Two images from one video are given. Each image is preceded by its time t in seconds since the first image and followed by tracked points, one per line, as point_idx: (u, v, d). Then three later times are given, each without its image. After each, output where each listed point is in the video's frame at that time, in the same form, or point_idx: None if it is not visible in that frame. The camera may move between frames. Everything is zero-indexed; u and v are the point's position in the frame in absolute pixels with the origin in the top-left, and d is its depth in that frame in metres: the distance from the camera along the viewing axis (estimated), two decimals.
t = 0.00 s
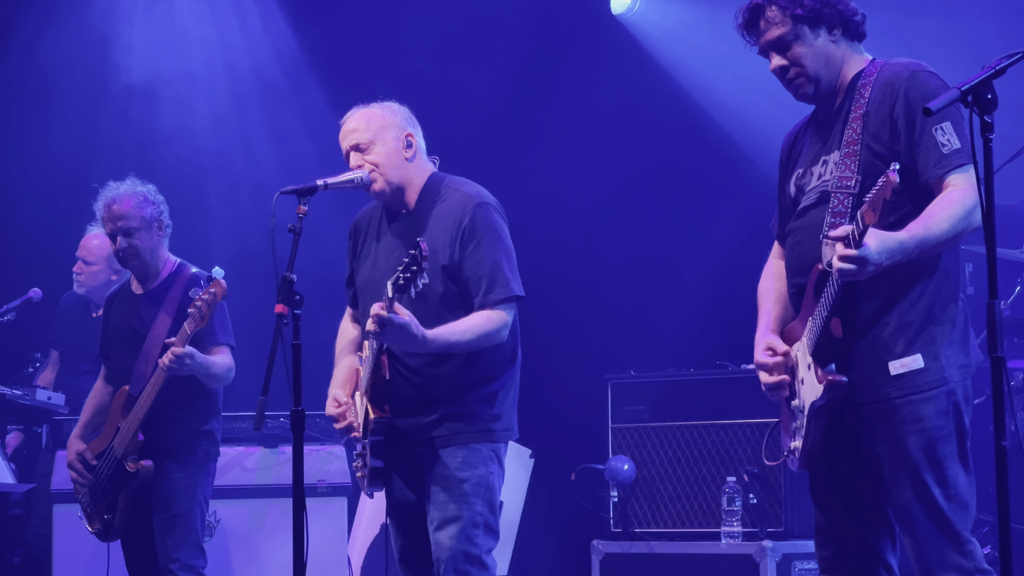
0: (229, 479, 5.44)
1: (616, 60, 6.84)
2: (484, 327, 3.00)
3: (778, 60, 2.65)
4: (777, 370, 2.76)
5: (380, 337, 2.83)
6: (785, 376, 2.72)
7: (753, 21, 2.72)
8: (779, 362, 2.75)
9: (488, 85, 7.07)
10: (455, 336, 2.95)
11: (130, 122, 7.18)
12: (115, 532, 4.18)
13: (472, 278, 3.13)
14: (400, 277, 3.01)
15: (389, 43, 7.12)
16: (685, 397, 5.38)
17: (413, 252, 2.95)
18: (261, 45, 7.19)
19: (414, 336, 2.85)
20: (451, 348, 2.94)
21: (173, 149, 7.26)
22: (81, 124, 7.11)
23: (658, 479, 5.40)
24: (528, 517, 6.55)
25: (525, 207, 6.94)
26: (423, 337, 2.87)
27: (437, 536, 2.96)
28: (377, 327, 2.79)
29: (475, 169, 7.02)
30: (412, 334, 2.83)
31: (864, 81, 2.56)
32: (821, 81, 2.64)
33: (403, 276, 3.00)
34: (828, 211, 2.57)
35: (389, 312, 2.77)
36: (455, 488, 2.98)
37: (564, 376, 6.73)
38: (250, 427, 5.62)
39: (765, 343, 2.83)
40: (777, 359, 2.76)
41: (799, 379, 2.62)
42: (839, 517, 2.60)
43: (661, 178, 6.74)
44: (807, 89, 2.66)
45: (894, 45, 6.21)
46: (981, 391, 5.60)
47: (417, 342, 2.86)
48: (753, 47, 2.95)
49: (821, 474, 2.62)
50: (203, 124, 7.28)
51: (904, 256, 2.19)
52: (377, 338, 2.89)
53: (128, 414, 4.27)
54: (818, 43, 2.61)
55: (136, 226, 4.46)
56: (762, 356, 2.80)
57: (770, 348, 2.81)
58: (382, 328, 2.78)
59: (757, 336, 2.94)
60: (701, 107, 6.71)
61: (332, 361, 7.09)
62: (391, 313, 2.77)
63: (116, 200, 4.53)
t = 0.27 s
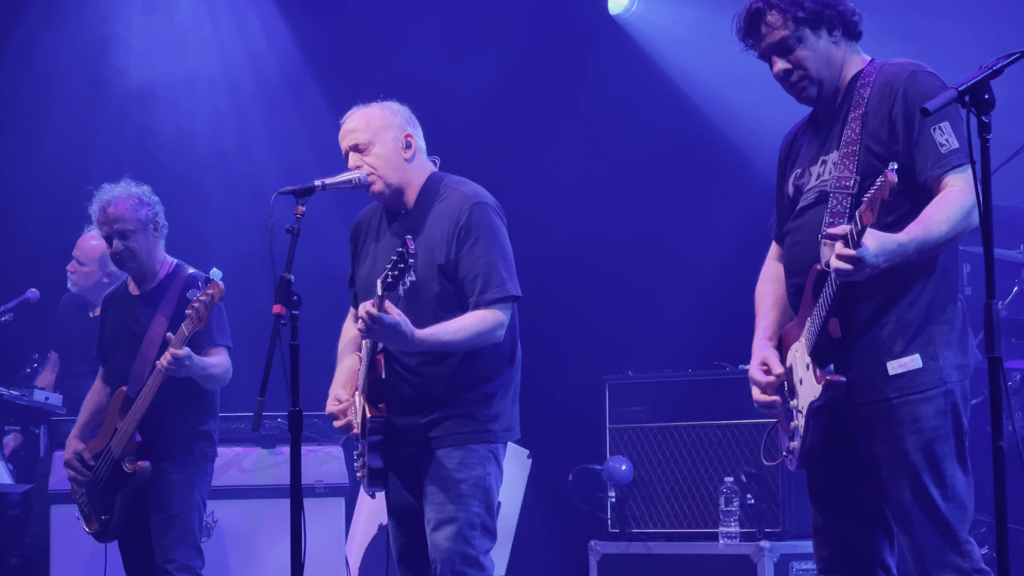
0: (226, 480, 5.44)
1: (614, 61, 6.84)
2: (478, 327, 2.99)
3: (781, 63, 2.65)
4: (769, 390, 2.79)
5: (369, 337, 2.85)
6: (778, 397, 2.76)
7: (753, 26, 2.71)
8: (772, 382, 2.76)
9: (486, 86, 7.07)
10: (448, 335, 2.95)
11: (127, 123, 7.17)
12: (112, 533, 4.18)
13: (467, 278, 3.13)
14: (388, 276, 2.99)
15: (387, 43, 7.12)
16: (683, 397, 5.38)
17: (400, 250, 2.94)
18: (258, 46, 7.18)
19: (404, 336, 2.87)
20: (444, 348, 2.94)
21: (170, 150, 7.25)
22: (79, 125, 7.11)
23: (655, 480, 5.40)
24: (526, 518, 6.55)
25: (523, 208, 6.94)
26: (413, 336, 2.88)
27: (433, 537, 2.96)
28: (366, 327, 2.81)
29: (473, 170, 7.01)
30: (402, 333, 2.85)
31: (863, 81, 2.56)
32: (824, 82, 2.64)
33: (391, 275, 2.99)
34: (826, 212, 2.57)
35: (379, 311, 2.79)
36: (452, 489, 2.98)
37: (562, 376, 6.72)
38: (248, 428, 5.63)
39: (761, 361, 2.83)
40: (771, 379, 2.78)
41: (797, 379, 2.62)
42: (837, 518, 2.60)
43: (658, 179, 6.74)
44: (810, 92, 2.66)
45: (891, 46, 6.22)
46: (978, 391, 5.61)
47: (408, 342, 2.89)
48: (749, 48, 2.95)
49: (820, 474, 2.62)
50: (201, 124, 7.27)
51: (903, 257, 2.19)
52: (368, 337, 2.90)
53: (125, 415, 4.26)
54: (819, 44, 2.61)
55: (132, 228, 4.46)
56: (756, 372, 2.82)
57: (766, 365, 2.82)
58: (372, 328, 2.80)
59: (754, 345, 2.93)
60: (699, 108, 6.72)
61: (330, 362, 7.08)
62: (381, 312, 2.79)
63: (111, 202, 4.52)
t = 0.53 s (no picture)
0: (223, 481, 5.44)
1: (610, 62, 6.85)
2: (475, 329, 2.99)
3: (784, 66, 2.63)
4: (769, 377, 2.79)
5: (367, 340, 2.84)
6: (778, 382, 2.76)
7: (754, 32, 2.69)
8: (771, 368, 2.78)
9: (482, 87, 7.08)
10: (444, 337, 2.95)
11: (124, 124, 7.17)
12: (107, 535, 4.18)
13: (464, 280, 3.13)
14: (384, 279, 3.05)
15: (383, 44, 7.12)
16: (679, 398, 5.39)
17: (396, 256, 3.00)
18: (254, 46, 7.17)
19: (400, 339, 2.86)
20: (440, 350, 2.94)
21: (166, 150, 7.25)
22: (76, 126, 7.11)
23: (652, 480, 5.41)
24: (523, 518, 6.55)
25: (520, 209, 6.95)
26: (409, 340, 2.88)
27: (426, 538, 2.96)
28: (363, 330, 2.80)
29: (469, 171, 7.02)
30: (399, 336, 2.85)
31: (860, 82, 2.57)
32: (827, 83, 2.64)
33: (387, 279, 3.05)
34: (823, 212, 2.58)
35: (375, 315, 2.78)
36: (447, 490, 2.98)
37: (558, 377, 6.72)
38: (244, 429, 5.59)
39: (758, 350, 2.84)
40: (769, 365, 2.79)
41: (794, 379, 2.62)
42: (833, 517, 2.60)
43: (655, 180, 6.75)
44: (814, 94, 2.65)
45: (886, 47, 6.23)
46: (974, 392, 5.62)
47: (405, 345, 2.88)
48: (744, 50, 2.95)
49: (816, 474, 2.63)
50: (197, 124, 7.26)
51: (900, 257, 2.20)
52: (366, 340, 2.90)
53: (120, 416, 4.26)
54: (819, 46, 2.61)
55: (128, 228, 4.46)
56: (753, 363, 2.83)
57: (763, 355, 2.83)
58: (368, 331, 2.79)
59: (751, 342, 2.95)
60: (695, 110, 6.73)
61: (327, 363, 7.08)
62: (378, 316, 2.78)
63: (108, 203, 4.52)
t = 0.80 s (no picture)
0: (220, 480, 5.44)
1: (607, 61, 6.86)
2: (472, 325, 3.00)
3: (784, 67, 2.64)
4: (763, 392, 2.82)
5: (364, 337, 2.86)
6: (771, 399, 2.78)
7: (753, 31, 2.69)
8: (766, 384, 2.79)
9: (479, 86, 7.07)
10: (442, 333, 2.96)
11: (120, 123, 7.16)
12: (104, 534, 4.18)
13: (462, 277, 3.14)
14: (379, 275, 3.01)
15: (380, 43, 7.13)
16: (677, 398, 5.39)
17: (392, 250, 2.99)
18: (252, 45, 7.17)
19: (397, 335, 2.87)
20: (438, 346, 2.95)
21: (163, 149, 7.25)
22: (73, 126, 7.10)
23: (649, 480, 5.42)
24: (520, 518, 6.56)
25: (517, 208, 6.95)
26: (407, 335, 2.89)
27: (428, 538, 2.97)
28: (359, 326, 2.82)
29: (466, 170, 7.02)
30: (396, 332, 2.86)
31: (857, 82, 2.58)
32: (826, 83, 2.65)
33: (383, 274, 3.01)
34: (820, 212, 2.58)
35: (370, 312, 2.80)
36: (447, 490, 2.99)
37: (555, 376, 6.72)
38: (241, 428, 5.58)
39: (753, 362, 2.86)
40: (763, 381, 2.81)
41: (791, 379, 2.63)
42: (831, 517, 2.61)
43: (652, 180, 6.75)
44: (812, 95, 2.66)
45: (882, 47, 6.24)
46: (970, 391, 5.64)
47: (402, 340, 2.89)
48: (740, 51, 2.95)
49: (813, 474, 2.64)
50: (194, 123, 7.26)
51: (895, 257, 2.21)
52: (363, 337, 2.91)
53: (116, 415, 4.27)
54: (817, 46, 2.62)
55: (128, 227, 4.46)
56: (750, 376, 2.84)
57: (758, 368, 2.85)
58: (365, 326, 2.81)
59: (747, 348, 2.95)
60: (692, 110, 6.74)
61: (324, 363, 7.08)
62: (373, 312, 2.80)
63: (108, 202, 4.52)
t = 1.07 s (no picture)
0: (218, 479, 5.43)
1: (605, 60, 6.86)
2: (467, 319, 2.99)
3: (782, 66, 2.64)
4: (769, 386, 2.76)
5: (358, 334, 2.86)
6: (777, 393, 2.73)
7: (750, 31, 2.69)
8: (772, 377, 2.74)
9: (478, 86, 7.07)
10: (436, 327, 2.95)
11: (119, 123, 7.15)
12: (100, 534, 4.17)
13: (457, 273, 3.13)
14: (369, 269, 3.08)
15: (378, 43, 7.13)
16: (675, 397, 5.40)
17: (381, 244, 3.08)
18: (250, 45, 7.17)
19: (390, 333, 2.88)
20: (432, 340, 2.94)
21: (162, 149, 7.24)
22: (72, 126, 7.09)
23: (647, 479, 5.42)
24: (519, 518, 6.56)
25: (515, 208, 6.94)
26: (399, 331, 2.89)
27: (431, 537, 2.97)
28: (353, 323, 2.82)
29: (465, 170, 7.03)
30: (388, 329, 2.87)
31: (854, 82, 2.58)
32: (824, 84, 2.65)
33: (372, 267, 3.08)
34: (818, 211, 2.58)
35: (364, 308, 2.80)
36: (449, 488, 2.99)
37: (553, 376, 6.72)
38: (240, 427, 5.60)
39: (758, 357, 2.81)
40: (770, 374, 2.75)
41: (789, 378, 2.63)
42: (830, 515, 2.61)
43: (650, 179, 6.76)
44: (811, 95, 2.66)
45: (880, 46, 6.25)
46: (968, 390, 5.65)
47: (395, 337, 2.90)
48: (737, 50, 2.95)
49: (812, 472, 2.63)
50: (193, 123, 7.26)
51: (892, 256, 2.21)
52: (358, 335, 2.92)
53: (111, 412, 4.28)
54: (816, 46, 2.63)
55: (128, 224, 4.46)
56: (754, 369, 2.80)
57: (763, 362, 2.80)
58: (358, 323, 2.82)
59: (748, 341, 2.94)
60: (690, 109, 6.75)
61: (322, 362, 7.09)
62: (366, 308, 2.80)
63: (109, 199, 4.52)
